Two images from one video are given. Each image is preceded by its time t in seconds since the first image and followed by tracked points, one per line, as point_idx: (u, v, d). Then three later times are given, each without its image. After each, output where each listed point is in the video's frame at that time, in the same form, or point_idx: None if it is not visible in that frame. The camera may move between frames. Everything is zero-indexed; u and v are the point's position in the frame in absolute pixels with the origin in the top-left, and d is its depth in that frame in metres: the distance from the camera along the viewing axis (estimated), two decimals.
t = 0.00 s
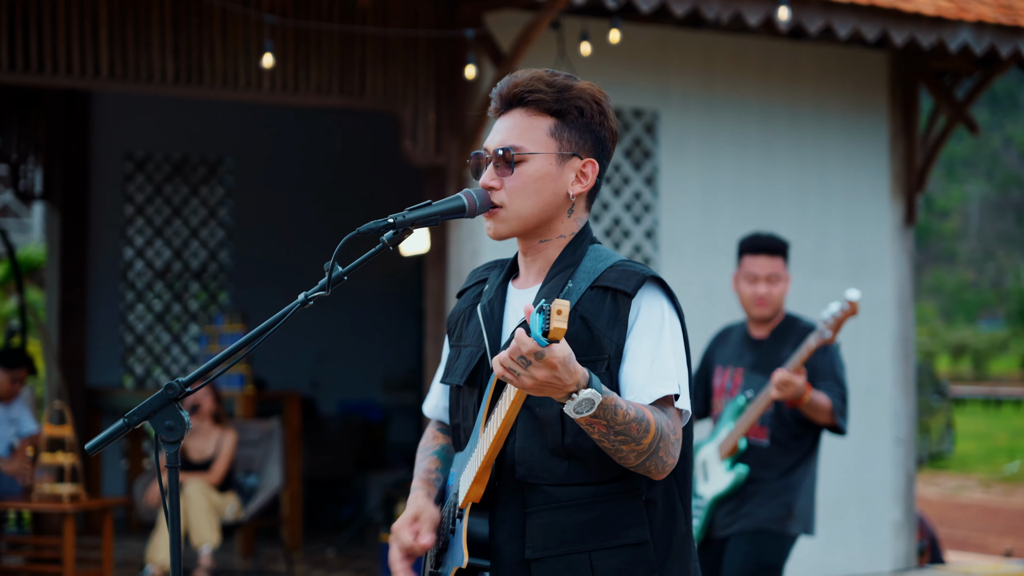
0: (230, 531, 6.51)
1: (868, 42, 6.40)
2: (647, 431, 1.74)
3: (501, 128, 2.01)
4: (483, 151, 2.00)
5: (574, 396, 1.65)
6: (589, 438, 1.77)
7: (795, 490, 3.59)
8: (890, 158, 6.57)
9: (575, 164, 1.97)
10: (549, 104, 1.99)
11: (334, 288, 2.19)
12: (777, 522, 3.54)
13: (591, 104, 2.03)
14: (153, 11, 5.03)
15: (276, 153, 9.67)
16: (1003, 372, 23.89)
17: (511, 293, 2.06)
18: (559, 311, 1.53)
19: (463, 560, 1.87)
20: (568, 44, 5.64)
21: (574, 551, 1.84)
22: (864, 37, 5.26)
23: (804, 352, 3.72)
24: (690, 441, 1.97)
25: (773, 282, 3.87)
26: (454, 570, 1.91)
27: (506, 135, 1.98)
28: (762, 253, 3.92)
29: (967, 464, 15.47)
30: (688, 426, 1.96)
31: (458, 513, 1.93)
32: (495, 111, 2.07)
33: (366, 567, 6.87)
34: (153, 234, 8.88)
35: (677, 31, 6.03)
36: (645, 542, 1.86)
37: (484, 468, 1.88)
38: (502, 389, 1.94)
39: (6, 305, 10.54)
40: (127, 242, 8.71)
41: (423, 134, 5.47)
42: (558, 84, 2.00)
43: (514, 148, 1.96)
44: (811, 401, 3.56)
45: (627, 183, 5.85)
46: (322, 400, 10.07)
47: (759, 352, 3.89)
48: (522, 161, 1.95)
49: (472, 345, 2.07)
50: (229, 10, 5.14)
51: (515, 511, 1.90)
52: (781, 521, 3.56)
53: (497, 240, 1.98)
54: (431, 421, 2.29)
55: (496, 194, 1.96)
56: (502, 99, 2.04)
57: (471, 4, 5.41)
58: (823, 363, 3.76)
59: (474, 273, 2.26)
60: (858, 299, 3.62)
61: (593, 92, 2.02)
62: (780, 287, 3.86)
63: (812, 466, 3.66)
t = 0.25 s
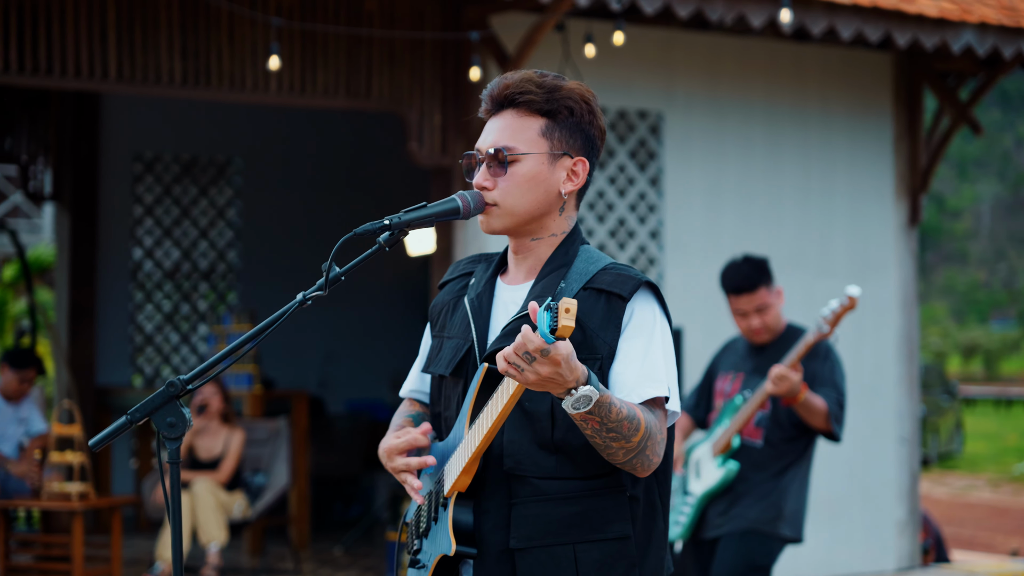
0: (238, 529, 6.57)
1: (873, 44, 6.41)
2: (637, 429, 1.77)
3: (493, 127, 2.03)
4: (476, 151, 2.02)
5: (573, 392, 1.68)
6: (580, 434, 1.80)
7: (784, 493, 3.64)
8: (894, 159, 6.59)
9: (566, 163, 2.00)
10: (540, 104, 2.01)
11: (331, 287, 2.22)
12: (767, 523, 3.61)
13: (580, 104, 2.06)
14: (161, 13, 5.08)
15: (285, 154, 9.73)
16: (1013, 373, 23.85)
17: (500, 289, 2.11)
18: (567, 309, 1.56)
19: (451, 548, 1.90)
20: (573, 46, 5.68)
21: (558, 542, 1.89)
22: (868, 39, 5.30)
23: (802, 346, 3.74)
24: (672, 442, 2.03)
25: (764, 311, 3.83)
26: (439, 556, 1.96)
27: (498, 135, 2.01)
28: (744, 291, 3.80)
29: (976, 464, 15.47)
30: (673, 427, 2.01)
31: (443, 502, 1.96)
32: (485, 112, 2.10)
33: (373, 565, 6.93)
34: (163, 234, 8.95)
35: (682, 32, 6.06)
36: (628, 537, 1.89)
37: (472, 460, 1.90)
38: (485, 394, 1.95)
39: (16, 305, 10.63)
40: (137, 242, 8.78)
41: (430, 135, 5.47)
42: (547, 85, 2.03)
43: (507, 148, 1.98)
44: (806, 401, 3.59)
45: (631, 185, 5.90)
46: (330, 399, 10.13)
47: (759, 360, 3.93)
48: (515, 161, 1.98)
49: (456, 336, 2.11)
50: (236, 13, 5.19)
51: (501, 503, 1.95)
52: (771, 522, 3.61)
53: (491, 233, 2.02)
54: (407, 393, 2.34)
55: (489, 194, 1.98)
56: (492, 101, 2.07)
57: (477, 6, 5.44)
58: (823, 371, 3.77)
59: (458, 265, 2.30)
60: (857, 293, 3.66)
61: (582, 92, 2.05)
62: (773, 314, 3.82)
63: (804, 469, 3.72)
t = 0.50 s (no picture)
0: (246, 528, 6.62)
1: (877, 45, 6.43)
2: (625, 432, 1.82)
3: (486, 135, 2.07)
4: (470, 157, 2.07)
5: (566, 399, 1.71)
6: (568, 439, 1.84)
7: (780, 492, 3.68)
8: (899, 161, 6.60)
9: (557, 169, 2.05)
10: (531, 111, 2.05)
11: (329, 290, 2.27)
12: (764, 522, 3.65)
13: (571, 110, 2.10)
14: (169, 17, 5.13)
15: (293, 155, 9.80)
16: None
17: (494, 293, 2.15)
18: (559, 316, 1.58)
19: (444, 546, 1.96)
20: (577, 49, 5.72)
21: (551, 541, 1.94)
22: (872, 41, 5.38)
23: (798, 345, 3.79)
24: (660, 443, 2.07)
25: (763, 299, 3.90)
26: (434, 555, 2.00)
27: (491, 143, 2.05)
28: (746, 276, 3.91)
29: (986, 464, 15.48)
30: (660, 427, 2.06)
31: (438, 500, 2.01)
32: (479, 120, 2.14)
33: (380, 564, 6.98)
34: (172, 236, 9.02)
35: (686, 35, 6.09)
36: (619, 537, 1.95)
37: (466, 461, 1.94)
38: (479, 396, 1.98)
39: (26, 306, 10.71)
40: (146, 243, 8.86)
41: (436, 138, 5.49)
42: (539, 93, 2.07)
43: (499, 154, 2.03)
44: (804, 401, 3.61)
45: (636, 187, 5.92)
46: (337, 399, 10.18)
47: (758, 359, 3.99)
48: (507, 167, 2.02)
49: (451, 339, 2.15)
50: (243, 17, 5.24)
51: (495, 501, 1.99)
52: (768, 521, 3.65)
53: (486, 243, 2.06)
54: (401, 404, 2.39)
55: (482, 200, 2.03)
56: (486, 108, 2.11)
57: (482, 9, 5.47)
58: (820, 372, 3.80)
59: (450, 268, 2.34)
60: (852, 293, 3.72)
61: (573, 99, 2.09)
62: (771, 302, 3.89)
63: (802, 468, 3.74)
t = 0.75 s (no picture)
0: (251, 528, 6.67)
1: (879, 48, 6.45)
2: (614, 450, 1.85)
3: (482, 141, 2.11)
4: (466, 163, 2.11)
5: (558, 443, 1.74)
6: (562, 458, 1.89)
7: (786, 485, 3.71)
8: (900, 163, 6.62)
9: (551, 176, 2.08)
10: (527, 120, 2.09)
11: (326, 293, 2.32)
12: (769, 516, 3.67)
13: (566, 119, 2.13)
14: (174, 21, 5.17)
15: (298, 157, 9.85)
16: None
17: (491, 298, 2.18)
18: (560, 327, 1.64)
19: (445, 548, 1.99)
20: (579, 52, 5.76)
21: (542, 541, 1.97)
22: (872, 45, 5.47)
23: (792, 351, 3.78)
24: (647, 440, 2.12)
25: (761, 282, 3.97)
26: (433, 555, 2.03)
27: (487, 149, 2.09)
28: (749, 255, 4.00)
29: (991, 464, 15.46)
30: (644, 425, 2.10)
31: (438, 502, 2.05)
32: (477, 127, 2.18)
33: (384, 564, 7.02)
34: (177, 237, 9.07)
35: (688, 38, 6.12)
36: (609, 536, 1.99)
37: (467, 463, 1.98)
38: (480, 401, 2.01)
39: (32, 307, 10.78)
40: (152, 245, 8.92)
41: (439, 141, 5.52)
42: (534, 101, 2.11)
43: (494, 160, 2.07)
44: (799, 405, 3.69)
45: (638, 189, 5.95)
46: (342, 400, 10.23)
47: (752, 351, 4.03)
48: (502, 173, 2.06)
49: (453, 344, 2.17)
50: (247, 21, 5.28)
51: (490, 501, 2.03)
52: (774, 517, 3.67)
53: (479, 246, 2.11)
54: (412, 414, 2.42)
55: (477, 205, 2.08)
56: (482, 115, 2.15)
57: (486, 12, 5.51)
58: (815, 362, 3.86)
59: (454, 277, 2.37)
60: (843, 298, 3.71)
61: (568, 108, 2.13)
62: (768, 286, 3.95)
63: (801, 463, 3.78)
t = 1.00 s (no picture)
0: (253, 526, 6.71)
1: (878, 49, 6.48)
2: (602, 434, 1.89)
3: (476, 143, 2.14)
4: (459, 165, 2.14)
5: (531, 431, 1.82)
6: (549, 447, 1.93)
7: (779, 484, 3.73)
8: (899, 163, 6.65)
9: (543, 177, 2.12)
10: (520, 121, 2.13)
11: (320, 293, 2.36)
12: (763, 516, 3.70)
13: (559, 122, 2.17)
14: (176, 23, 5.21)
15: (301, 157, 9.90)
16: None
17: (487, 296, 2.21)
18: (527, 316, 1.80)
19: (436, 539, 2.05)
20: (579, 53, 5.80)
21: (536, 530, 2.01)
22: (870, 46, 5.55)
23: (785, 354, 3.84)
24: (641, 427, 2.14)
25: (751, 305, 3.96)
26: (430, 547, 2.07)
27: (480, 150, 2.13)
28: (732, 284, 3.93)
29: (994, 464, 15.47)
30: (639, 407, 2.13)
31: (434, 495, 2.09)
32: (470, 129, 2.21)
33: (385, 562, 7.06)
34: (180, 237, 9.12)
35: (688, 39, 6.15)
36: (601, 524, 2.02)
37: (457, 454, 2.06)
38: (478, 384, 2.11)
39: (36, 306, 10.84)
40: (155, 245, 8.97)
41: (439, 142, 5.55)
42: (528, 104, 2.14)
43: (488, 162, 2.10)
44: (792, 408, 3.69)
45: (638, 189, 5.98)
46: (345, 399, 10.27)
47: (750, 354, 4.05)
48: (495, 174, 2.09)
49: (451, 343, 2.22)
50: (249, 23, 5.31)
51: (484, 493, 2.07)
52: (767, 515, 3.70)
53: (473, 248, 2.13)
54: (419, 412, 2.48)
55: (470, 206, 2.11)
56: (476, 117, 2.18)
57: (485, 14, 5.53)
58: (810, 365, 3.89)
59: (457, 279, 2.40)
60: (836, 303, 3.75)
61: (560, 111, 2.16)
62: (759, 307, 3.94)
63: (798, 461, 3.80)
